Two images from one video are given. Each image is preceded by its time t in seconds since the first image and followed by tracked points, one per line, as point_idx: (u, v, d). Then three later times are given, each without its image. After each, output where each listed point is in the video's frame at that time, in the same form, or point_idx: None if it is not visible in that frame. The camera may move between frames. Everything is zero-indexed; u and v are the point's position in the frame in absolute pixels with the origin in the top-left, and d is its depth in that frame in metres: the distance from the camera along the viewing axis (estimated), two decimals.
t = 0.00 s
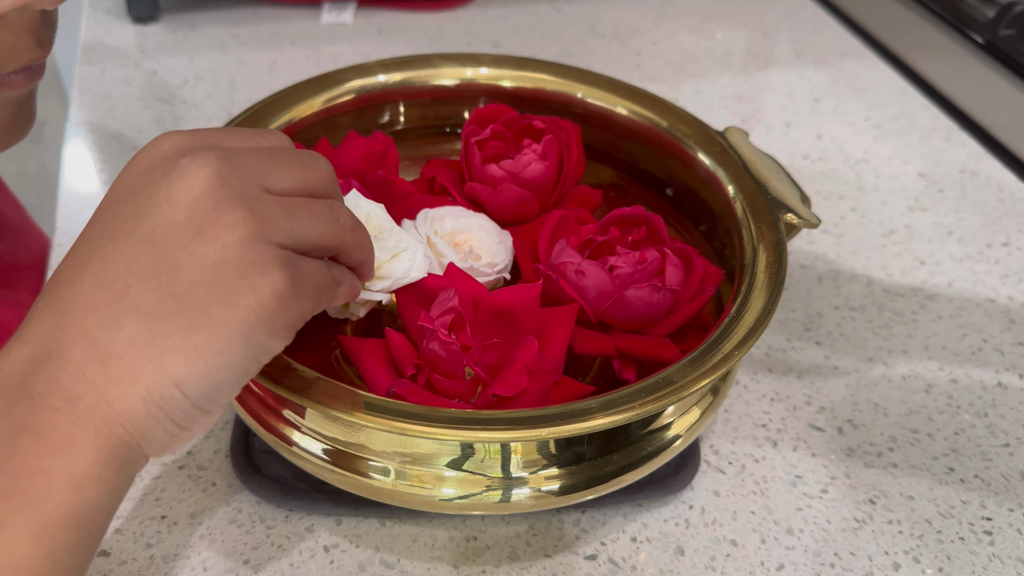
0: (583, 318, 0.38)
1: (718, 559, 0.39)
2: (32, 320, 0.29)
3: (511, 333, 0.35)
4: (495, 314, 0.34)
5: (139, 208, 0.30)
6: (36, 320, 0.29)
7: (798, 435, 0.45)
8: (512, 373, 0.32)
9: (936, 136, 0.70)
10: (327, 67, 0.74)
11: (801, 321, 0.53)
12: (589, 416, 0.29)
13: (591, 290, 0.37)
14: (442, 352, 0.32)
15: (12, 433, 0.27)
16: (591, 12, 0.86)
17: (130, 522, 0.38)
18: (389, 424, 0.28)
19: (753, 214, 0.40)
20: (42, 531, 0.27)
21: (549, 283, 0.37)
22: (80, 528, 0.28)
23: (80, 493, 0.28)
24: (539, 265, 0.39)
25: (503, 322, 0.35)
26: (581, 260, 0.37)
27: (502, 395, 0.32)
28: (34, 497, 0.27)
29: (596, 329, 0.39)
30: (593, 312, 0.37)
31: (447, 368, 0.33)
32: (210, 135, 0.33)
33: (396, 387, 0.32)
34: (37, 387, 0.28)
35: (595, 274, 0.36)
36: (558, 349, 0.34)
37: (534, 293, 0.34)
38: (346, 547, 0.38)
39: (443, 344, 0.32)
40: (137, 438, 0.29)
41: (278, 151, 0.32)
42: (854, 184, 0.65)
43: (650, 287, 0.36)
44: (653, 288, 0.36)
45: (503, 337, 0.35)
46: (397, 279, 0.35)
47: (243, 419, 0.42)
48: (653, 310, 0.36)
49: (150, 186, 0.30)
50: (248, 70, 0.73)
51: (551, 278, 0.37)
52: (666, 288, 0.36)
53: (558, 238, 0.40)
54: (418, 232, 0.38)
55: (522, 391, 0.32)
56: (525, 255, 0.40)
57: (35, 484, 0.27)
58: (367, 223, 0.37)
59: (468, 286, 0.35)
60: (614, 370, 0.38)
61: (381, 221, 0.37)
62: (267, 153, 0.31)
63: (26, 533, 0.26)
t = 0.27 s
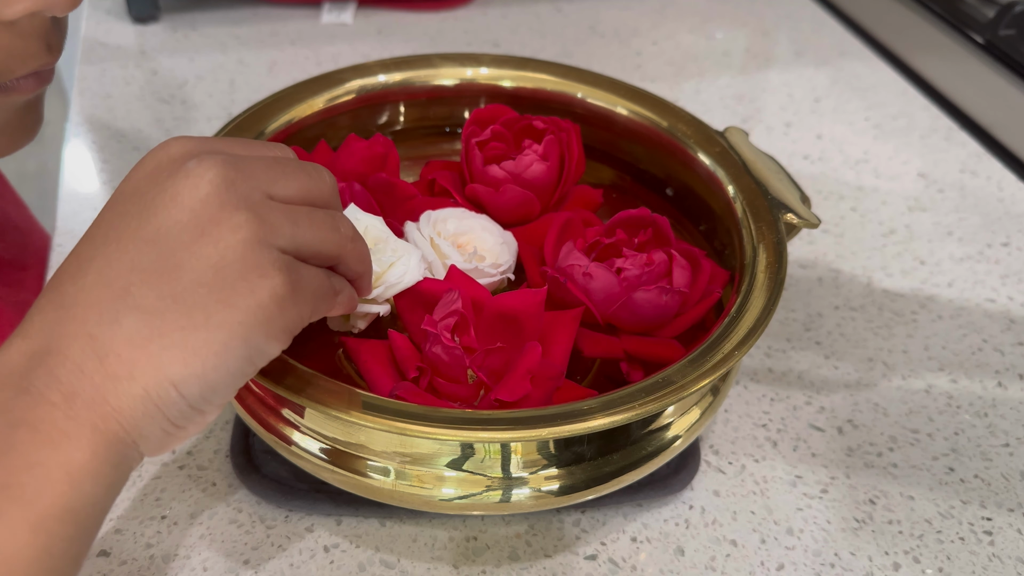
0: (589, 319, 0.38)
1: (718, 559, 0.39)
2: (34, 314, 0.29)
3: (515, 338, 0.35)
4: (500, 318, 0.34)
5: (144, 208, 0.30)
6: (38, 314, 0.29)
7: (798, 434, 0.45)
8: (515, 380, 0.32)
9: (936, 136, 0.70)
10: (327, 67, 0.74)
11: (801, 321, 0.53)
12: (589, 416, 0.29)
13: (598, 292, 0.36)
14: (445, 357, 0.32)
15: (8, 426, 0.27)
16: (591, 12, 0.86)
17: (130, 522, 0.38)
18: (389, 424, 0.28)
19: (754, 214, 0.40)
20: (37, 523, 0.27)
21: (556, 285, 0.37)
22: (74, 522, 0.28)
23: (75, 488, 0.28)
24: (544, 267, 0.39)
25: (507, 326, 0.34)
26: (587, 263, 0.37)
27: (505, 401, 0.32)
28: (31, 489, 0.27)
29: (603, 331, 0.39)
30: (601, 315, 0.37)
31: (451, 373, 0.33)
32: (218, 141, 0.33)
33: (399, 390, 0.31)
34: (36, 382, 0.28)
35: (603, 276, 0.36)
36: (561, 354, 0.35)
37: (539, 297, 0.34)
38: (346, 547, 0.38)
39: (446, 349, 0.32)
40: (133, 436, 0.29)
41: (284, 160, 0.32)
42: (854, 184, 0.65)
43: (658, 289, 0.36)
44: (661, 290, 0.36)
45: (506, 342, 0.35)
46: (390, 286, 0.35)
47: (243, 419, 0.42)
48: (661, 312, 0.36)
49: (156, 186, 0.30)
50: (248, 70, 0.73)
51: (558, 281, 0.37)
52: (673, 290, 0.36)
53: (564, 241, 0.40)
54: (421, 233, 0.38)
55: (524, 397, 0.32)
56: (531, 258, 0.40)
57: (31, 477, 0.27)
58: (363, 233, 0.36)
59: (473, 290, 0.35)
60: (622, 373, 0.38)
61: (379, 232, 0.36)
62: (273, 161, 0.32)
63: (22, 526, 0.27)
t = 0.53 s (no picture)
0: (592, 321, 0.38)
1: (718, 559, 0.39)
2: (23, 316, 0.29)
3: (516, 338, 0.35)
4: (499, 317, 0.34)
5: (138, 213, 0.30)
6: (28, 316, 0.29)
7: (798, 434, 0.45)
8: (516, 377, 0.32)
9: (936, 136, 0.70)
10: (327, 67, 0.74)
11: (801, 321, 0.53)
12: (589, 416, 0.29)
13: (603, 295, 0.36)
14: (446, 357, 0.32)
15: None
16: (591, 12, 0.86)
17: (130, 522, 0.38)
18: (389, 424, 0.28)
19: (754, 214, 0.40)
20: (22, 526, 0.27)
21: (560, 288, 0.37)
22: (59, 526, 0.28)
23: (61, 492, 0.28)
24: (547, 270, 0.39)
25: (508, 326, 0.35)
26: (591, 265, 0.37)
27: (506, 399, 0.32)
28: (16, 492, 0.27)
29: (607, 334, 0.39)
30: (606, 317, 0.37)
31: (452, 372, 0.32)
32: (214, 148, 0.33)
33: (400, 389, 0.31)
34: (24, 384, 0.28)
35: (607, 278, 0.36)
36: (560, 352, 0.35)
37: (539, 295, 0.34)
38: (346, 547, 0.38)
39: (446, 349, 0.32)
40: (119, 441, 0.28)
41: (279, 169, 0.32)
42: (854, 184, 0.65)
43: (663, 291, 0.36)
44: (666, 291, 0.36)
45: (507, 342, 0.35)
46: (383, 296, 0.35)
47: (243, 419, 0.42)
48: (666, 314, 0.36)
49: (151, 191, 0.30)
50: (248, 70, 0.73)
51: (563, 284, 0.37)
52: (678, 291, 0.36)
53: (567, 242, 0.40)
54: (420, 233, 0.38)
55: (525, 395, 0.32)
56: (534, 261, 0.40)
57: (16, 480, 0.27)
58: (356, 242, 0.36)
59: (472, 289, 0.35)
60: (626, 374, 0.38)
61: (373, 243, 0.36)
62: (269, 169, 0.32)
63: (8, 529, 0.27)
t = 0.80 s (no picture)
0: (592, 322, 0.38)
1: (718, 559, 0.39)
2: (17, 315, 0.29)
3: (517, 336, 0.35)
4: (502, 316, 0.34)
5: (135, 213, 0.30)
6: (22, 315, 0.29)
7: (798, 434, 0.45)
8: (518, 376, 0.32)
9: (936, 136, 0.70)
10: (327, 67, 0.74)
11: (801, 321, 0.53)
12: (589, 416, 0.29)
13: (602, 295, 0.36)
14: (446, 355, 0.32)
15: None
16: (591, 12, 0.86)
17: (130, 522, 0.38)
18: (389, 424, 0.28)
19: (754, 214, 0.40)
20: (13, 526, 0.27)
21: (561, 289, 0.37)
22: (52, 525, 0.28)
23: (53, 490, 0.27)
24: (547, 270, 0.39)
25: (508, 325, 0.35)
26: (591, 266, 0.37)
27: (508, 397, 0.32)
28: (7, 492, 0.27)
29: (607, 335, 0.39)
30: (605, 318, 0.37)
31: (453, 370, 0.33)
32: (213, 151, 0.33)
33: (403, 388, 0.32)
34: (15, 383, 0.28)
35: (607, 279, 0.36)
36: (562, 351, 0.34)
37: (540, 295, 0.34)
38: (346, 547, 0.38)
39: (447, 347, 0.32)
40: (112, 441, 0.28)
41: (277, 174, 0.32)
42: (854, 184, 0.65)
43: (663, 292, 0.36)
44: (666, 292, 0.36)
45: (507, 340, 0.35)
46: (378, 303, 0.35)
47: (243, 419, 0.42)
48: (666, 314, 0.36)
49: (148, 192, 0.30)
50: (248, 70, 0.73)
51: (562, 284, 0.37)
52: (678, 292, 0.36)
53: (567, 243, 0.40)
54: (421, 233, 0.38)
55: (527, 392, 0.32)
56: (533, 261, 0.40)
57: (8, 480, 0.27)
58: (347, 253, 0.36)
59: (474, 288, 0.35)
60: (625, 375, 0.38)
61: (365, 252, 0.36)
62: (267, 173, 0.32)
63: None
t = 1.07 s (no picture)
0: (589, 318, 0.38)
1: (717, 559, 0.39)
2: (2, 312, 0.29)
3: (516, 333, 0.35)
4: (500, 313, 0.34)
5: (116, 211, 0.30)
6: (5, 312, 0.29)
7: (798, 435, 0.45)
8: (518, 372, 0.32)
9: (936, 136, 0.70)
10: (327, 67, 0.74)
11: (801, 321, 0.53)
12: (589, 416, 0.29)
13: (600, 292, 0.36)
14: (446, 352, 0.32)
15: None
16: (591, 11, 0.86)
17: (130, 522, 0.38)
18: (389, 424, 0.28)
19: (753, 214, 0.40)
20: None
21: (558, 284, 0.37)
22: (34, 519, 0.28)
23: (35, 485, 0.28)
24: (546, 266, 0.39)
25: (506, 322, 0.35)
26: (589, 261, 0.37)
27: (508, 393, 0.32)
28: None
29: (604, 330, 0.39)
30: (602, 314, 0.37)
31: (452, 368, 0.33)
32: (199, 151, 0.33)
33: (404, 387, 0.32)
34: None
35: (604, 275, 0.36)
36: (561, 347, 0.34)
37: (536, 291, 0.34)
38: (346, 547, 0.38)
39: (447, 344, 0.32)
40: (93, 437, 0.28)
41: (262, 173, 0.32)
42: (854, 185, 0.65)
43: (659, 289, 0.36)
44: (662, 290, 0.36)
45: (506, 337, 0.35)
46: (375, 296, 0.36)
47: (243, 419, 0.42)
48: (663, 312, 0.36)
49: (131, 190, 0.31)
50: (248, 70, 0.73)
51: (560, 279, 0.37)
52: (675, 290, 0.36)
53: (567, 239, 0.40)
54: (421, 231, 0.38)
55: (527, 389, 0.32)
56: (534, 256, 0.41)
57: None
58: (336, 252, 0.37)
59: (472, 286, 0.35)
60: (622, 372, 0.38)
61: (353, 245, 0.37)
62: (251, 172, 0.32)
63: None
